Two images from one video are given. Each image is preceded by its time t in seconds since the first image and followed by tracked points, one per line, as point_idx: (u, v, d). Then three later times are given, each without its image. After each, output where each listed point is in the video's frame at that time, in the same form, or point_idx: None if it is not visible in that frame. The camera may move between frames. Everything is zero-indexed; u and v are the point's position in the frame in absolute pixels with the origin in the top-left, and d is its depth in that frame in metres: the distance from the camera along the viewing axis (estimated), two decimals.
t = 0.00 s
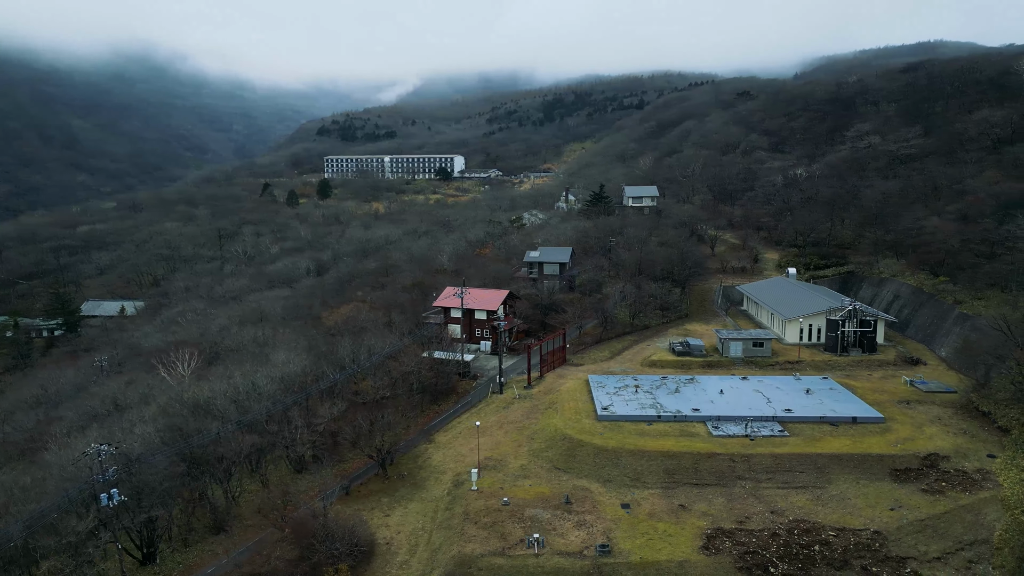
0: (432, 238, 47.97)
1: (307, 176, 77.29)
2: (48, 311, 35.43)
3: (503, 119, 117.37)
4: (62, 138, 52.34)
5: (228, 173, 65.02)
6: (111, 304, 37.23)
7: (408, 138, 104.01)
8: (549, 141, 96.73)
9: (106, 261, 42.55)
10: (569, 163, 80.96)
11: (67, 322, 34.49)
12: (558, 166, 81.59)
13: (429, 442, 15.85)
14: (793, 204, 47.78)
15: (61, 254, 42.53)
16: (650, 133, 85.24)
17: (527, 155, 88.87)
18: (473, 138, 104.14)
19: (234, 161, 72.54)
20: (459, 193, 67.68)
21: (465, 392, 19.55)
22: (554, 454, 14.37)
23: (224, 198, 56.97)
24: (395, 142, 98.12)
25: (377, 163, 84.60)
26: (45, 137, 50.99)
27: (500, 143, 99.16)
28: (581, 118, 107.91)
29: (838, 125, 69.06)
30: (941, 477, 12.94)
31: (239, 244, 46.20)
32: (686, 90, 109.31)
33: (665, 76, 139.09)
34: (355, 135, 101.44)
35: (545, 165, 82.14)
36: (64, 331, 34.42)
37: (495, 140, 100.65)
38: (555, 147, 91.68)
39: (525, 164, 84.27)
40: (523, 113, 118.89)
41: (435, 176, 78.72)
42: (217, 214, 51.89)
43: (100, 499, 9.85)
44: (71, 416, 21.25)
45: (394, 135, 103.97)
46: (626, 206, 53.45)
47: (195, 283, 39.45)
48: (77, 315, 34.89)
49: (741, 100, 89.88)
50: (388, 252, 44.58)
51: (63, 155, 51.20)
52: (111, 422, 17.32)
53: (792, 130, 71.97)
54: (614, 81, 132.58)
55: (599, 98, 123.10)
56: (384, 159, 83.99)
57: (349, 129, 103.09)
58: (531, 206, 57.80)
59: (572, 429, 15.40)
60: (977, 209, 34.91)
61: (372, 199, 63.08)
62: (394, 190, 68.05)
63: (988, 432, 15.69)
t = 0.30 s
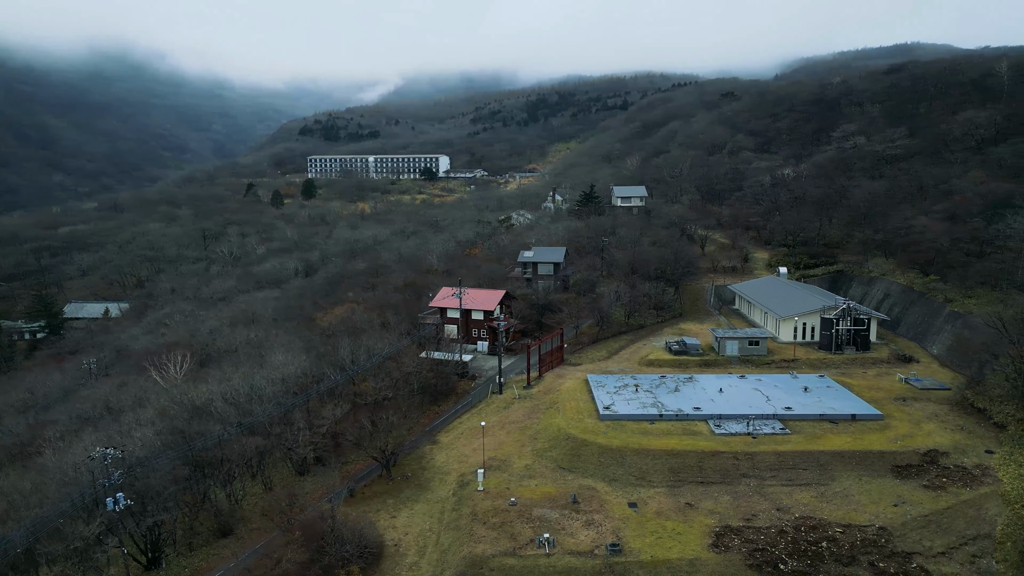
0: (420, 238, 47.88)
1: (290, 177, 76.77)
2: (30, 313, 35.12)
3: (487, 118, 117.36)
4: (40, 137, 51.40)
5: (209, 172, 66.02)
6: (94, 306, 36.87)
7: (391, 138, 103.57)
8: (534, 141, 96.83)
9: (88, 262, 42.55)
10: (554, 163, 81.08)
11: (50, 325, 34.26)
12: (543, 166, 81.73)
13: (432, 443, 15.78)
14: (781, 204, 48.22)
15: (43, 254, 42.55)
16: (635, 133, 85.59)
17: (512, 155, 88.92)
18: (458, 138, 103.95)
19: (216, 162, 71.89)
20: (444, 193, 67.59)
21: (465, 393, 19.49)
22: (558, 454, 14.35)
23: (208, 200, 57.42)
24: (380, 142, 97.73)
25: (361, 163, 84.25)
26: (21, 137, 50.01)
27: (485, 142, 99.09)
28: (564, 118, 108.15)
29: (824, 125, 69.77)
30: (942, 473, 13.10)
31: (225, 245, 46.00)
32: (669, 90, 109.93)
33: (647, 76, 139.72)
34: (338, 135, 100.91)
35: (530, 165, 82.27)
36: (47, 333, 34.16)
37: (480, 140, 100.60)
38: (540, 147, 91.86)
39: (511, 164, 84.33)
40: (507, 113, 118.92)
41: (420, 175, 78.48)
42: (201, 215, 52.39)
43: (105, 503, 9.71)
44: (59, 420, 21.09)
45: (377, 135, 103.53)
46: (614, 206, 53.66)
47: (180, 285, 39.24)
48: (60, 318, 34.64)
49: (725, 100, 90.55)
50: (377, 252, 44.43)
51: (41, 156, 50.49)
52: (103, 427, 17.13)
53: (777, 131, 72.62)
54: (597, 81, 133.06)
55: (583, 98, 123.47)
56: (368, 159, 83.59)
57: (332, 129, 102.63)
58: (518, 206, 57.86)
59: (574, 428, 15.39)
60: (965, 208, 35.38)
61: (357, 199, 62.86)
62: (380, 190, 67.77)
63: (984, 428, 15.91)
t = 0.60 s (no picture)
0: (409, 238, 47.77)
1: (275, 177, 76.20)
2: (12, 315, 34.77)
3: (471, 118, 117.24)
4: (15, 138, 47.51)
5: (190, 173, 66.63)
6: (79, 307, 36.69)
7: (376, 138, 103.14)
8: (519, 141, 96.94)
9: (70, 264, 42.32)
10: (540, 163, 81.20)
11: (33, 326, 34.00)
12: (528, 166, 81.84)
13: (435, 443, 15.73)
14: (768, 204, 48.65)
15: (23, 258, 42.29)
16: (621, 133, 85.93)
17: (497, 155, 88.99)
18: (443, 138, 103.80)
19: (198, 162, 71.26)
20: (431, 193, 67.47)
21: (465, 393, 19.41)
22: (563, 454, 14.35)
23: (192, 201, 57.30)
24: (364, 142, 97.32)
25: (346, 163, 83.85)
26: None
27: (471, 143, 99.05)
28: (549, 119, 108.35)
29: (811, 126, 70.45)
30: (943, 469, 13.27)
31: (210, 246, 45.91)
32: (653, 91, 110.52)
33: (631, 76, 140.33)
34: (321, 135, 100.42)
35: (515, 165, 82.38)
36: (30, 335, 33.88)
37: (464, 140, 100.49)
38: (526, 147, 91.96)
39: (496, 164, 84.33)
40: (491, 113, 118.98)
41: (406, 176, 78.28)
42: (185, 217, 52.28)
43: (112, 506, 9.66)
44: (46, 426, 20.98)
45: (361, 135, 103.12)
46: (603, 206, 53.84)
47: (165, 287, 39.08)
48: (43, 319, 34.38)
49: (711, 101, 91.24)
50: (367, 253, 44.29)
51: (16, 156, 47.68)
52: (97, 431, 16.95)
53: (763, 131, 73.26)
54: (582, 82, 133.56)
55: (567, 99, 123.87)
56: (351, 159, 83.28)
57: (315, 129, 102.07)
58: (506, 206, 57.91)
59: (577, 428, 15.40)
60: (953, 208, 35.85)
61: (342, 199, 62.70)
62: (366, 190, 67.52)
63: (981, 425, 16.13)
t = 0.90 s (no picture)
0: (398, 238, 47.60)
1: (259, 177, 75.55)
2: None
3: (455, 118, 116.97)
4: None
5: (171, 173, 66.33)
6: (63, 310, 36.44)
7: (360, 137, 102.45)
8: (504, 141, 96.92)
9: (52, 265, 41.79)
10: (526, 163, 81.18)
11: (15, 329, 32.87)
12: (514, 166, 81.83)
13: (438, 443, 15.67)
14: (757, 205, 49.04)
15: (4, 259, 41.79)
16: (607, 134, 86.22)
17: (483, 155, 88.93)
18: (427, 138, 103.49)
19: (179, 161, 70.34)
20: (417, 193, 67.26)
21: (464, 394, 19.34)
22: (567, 454, 14.35)
23: (176, 202, 56.75)
24: (348, 142, 96.75)
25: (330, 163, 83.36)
26: None
27: (456, 142, 98.88)
28: (534, 119, 108.40)
29: (797, 126, 71.09)
30: (943, 465, 13.45)
31: (195, 247, 45.58)
32: (638, 91, 110.97)
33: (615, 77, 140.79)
34: (304, 134, 99.77)
35: (501, 165, 82.39)
36: (12, 339, 32.73)
37: (449, 140, 100.28)
38: (511, 147, 91.94)
39: (482, 164, 84.24)
40: (475, 113, 118.86)
41: (391, 175, 78.01)
42: (169, 217, 52.00)
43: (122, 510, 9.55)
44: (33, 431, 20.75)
45: (344, 135, 102.59)
46: (592, 205, 53.98)
47: (151, 288, 38.76)
48: (26, 322, 33.38)
49: (696, 102, 91.83)
50: (356, 253, 44.09)
51: None
52: (92, 436, 16.75)
53: (750, 132, 73.81)
54: (566, 83, 133.84)
55: (550, 99, 124.07)
56: (335, 159, 82.81)
57: (298, 129, 101.31)
58: (494, 205, 57.87)
59: (581, 427, 15.40)
60: (941, 207, 36.32)
61: (328, 200, 62.39)
62: (351, 190, 67.25)
63: (978, 421, 16.36)
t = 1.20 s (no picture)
0: (387, 239, 47.38)
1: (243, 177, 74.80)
2: None
3: (439, 118, 116.62)
4: None
5: (153, 174, 65.68)
6: (47, 312, 36.01)
7: (344, 137, 101.86)
8: (489, 140, 96.83)
9: (34, 267, 41.26)
10: (512, 163, 81.16)
11: None
12: (500, 166, 81.77)
13: (442, 444, 15.61)
14: (746, 205, 49.41)
15: None
16: (593, 134, 86.48)
17: (467, 155, 88.77)
18: (411, 138, 103.08)
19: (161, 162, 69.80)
20: (402, 193, 67.03)
21: (464, 394, 19.27)
22: (572, 453, 14.36)
23: (159, 202, 56.10)
24: (331, 142, 96.15)
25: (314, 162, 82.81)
26: None
27: (441, 142, 98.69)
28: (519, 119, 108.44)
29: (784, 126, 71.70)
30: (943, 462, 13.62)
31: (181, 248, 45.17)
32: (623, 92, 111.38)
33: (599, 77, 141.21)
34: (286, 134, 99.04)
35: (486, 165, 82.32)
36: None
37: (434, 140, 100.02)
38: (497, 147, 91.86)
39: (467, 164, 84.09)
40: (459, 113, 118.70)
41: (375, 175, 77.63)
42: (153, 219, 51.39)
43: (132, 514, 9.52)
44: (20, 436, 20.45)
45: (327, 135, 101.96)
46: (581, 205, 54.09)
47: (137, 289, 38.36)
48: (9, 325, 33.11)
49: (680, 103, 92.35)
50: (345, 253, 43.88)
51: None
52: (86, 441, 16.52)
53: (737, 133, 74.33)
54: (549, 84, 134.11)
55: (534, 99, 124.16)
56: (320, 159, 82.25)
57: (280, 129, 100.51)
58: (482, 205, 57.82)
59: (585, 427, 15.39)
60: (929, 207, 36.77)
61: (314, 200, 62.04)
62: (338, 190, 66.87)
63: (974, 417, 16.59)
